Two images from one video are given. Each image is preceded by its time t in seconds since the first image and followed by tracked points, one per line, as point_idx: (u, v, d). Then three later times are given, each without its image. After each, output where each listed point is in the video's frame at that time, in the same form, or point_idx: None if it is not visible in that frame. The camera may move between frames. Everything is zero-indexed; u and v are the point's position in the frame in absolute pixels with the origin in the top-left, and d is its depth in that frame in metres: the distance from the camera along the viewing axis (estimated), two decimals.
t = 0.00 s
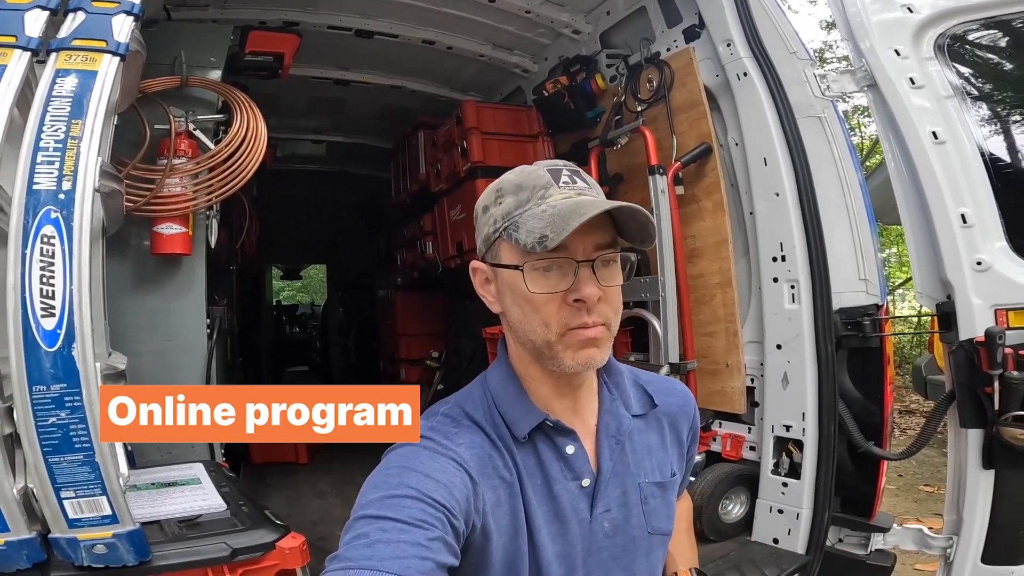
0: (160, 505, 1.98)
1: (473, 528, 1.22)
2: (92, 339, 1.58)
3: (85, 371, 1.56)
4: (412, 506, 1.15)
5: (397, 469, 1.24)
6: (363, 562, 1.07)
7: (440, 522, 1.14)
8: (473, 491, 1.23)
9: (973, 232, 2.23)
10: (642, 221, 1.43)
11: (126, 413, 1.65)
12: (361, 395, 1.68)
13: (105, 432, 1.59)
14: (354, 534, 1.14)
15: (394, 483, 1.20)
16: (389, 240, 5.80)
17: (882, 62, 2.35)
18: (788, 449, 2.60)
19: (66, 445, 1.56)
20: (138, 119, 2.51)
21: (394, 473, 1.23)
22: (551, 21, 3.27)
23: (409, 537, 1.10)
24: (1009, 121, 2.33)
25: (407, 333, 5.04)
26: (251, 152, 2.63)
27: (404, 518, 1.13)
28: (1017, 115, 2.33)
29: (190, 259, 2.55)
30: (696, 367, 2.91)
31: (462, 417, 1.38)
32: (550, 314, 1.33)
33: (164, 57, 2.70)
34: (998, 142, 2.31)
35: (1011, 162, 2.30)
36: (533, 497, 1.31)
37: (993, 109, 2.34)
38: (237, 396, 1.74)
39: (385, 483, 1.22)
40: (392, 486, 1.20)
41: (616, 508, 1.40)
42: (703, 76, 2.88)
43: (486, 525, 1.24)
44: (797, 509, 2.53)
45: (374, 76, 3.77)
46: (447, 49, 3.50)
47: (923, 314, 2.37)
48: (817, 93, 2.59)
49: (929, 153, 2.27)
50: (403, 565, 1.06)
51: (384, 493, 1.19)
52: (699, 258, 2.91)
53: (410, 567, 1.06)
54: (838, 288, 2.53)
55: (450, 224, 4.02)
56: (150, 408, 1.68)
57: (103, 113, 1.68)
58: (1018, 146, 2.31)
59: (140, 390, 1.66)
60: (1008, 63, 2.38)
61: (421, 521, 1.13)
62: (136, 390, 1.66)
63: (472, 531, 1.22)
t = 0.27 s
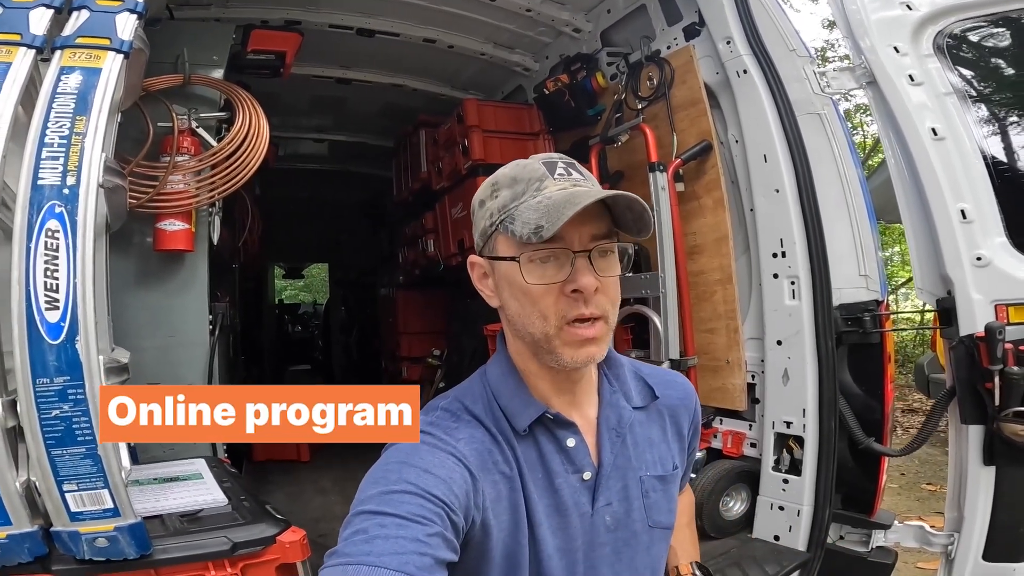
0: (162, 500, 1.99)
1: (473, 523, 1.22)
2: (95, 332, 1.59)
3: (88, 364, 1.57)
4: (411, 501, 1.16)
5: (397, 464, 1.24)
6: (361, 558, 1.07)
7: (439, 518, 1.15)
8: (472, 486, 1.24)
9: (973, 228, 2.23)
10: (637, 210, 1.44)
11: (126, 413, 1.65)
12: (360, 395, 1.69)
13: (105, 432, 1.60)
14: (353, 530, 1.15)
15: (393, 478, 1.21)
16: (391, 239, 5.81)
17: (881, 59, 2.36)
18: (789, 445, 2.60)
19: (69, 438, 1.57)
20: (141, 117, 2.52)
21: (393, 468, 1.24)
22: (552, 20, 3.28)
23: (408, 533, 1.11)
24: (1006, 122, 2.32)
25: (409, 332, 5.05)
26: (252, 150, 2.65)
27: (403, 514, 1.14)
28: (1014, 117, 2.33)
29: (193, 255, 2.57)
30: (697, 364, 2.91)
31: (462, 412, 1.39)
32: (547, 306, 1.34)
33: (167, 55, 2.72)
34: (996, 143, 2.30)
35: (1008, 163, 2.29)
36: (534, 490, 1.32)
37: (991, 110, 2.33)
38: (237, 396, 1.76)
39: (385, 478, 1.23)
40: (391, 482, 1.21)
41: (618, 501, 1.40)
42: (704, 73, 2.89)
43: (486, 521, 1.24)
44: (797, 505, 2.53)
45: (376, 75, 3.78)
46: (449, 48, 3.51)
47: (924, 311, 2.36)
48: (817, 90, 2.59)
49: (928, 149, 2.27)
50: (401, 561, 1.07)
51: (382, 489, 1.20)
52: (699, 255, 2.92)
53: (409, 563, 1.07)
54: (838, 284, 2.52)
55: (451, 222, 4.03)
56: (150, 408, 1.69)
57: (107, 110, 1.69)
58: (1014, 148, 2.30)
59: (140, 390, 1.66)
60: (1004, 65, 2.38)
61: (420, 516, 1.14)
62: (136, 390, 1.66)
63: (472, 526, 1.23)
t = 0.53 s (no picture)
0: (167, 499, 2.01)
1: (478, 521, 1.23)
2: (101, 332, 1.60)
3: (94, 363, 1.58)
4: (416, 499, 1.17)
5: (402, 463, 1.25)
6: (367, 557, 1.08)
7: (445, 516, 1.16)
8: (477, 484, 1.24)
9: (974, 227, 2.23)
10: (640, 209, 1.45)
11: (127, 413, 1.61)
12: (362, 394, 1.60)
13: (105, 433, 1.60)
14: (359, 528, 1.15)
15: (399, 476, 1.22)
16: (393, 238, 5.83)
17: (882, 59, 2.36)
18: (790, 444, 2.61)
19: (75, 436, 1.58)
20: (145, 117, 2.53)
21: (398, 466, 1.24)
22: (554, 19, 3.28)
23: (412, 531, 1.11)
24: (1004, 122, 2.32)
25: (411, 331, 5.06)
26: (256, 150, 2.65)
27: (409, 512, 1.14)
28: (1011, 117, 2.33)
29: (196, 255, 2.58)
30: (698, 363, 2.92)
31: (466, 410, 1.39)
32: (550, 304, 1.35)
33: (170, 56, 2.73)
34: (994, 143, 2.30)
35: (1005, 162, 2.29)
36: (539, 488, 1.33)
37: (990, 110, 2.33)
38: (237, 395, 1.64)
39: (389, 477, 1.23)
40: (396, 480, 1.21)
41: (622, 500, 1.41)
42: (706, 73, 2.89)
43: (491, 519, 1.24)
44: (799, 505, 2.54)
45: (378, 74, 3.79)
46: (451, 48, 3.52)
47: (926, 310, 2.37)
48: (818, 89, 2.61)
49: (929, 147, 2.27)
50: (407, 559, 1.08)
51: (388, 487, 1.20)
52: (701, 255, 2.92)
53: (415, 561, 1.08)
54: (839, 284, 2.53)
55: (453, 222, 4.04)
56: (149, 409, 1.62)
57: (113, 111, 1.71)
58: (1010, 147, 2.30)
59: (140, 389, 1.61)
60: (1001, 66, 2.38)
61: (425, 514, 1.14)
62: (136, 389, 1.62)
63: (477, 524, 1.23)
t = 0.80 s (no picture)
0: (166, 501, 2.02)
1: (477, 525, 1.21)
2: (99, 336, 1.61)
3: (91, 367, 1.58)
4: (416, 504, 1.16)
5: (401, 467, 1.24)
6: (368, 561, 1.09)
7: (445, 521, 1.15)
8: (478, 489, 1.23)
9: (977, 229, 2.21)
10: (638, 209, 1.45)
11: (127, 413, 1.64)
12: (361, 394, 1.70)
13: (105, 431, 1.61)
14: (359, 532, 1.15)
15: (399, 481, 1.20)
16: (395, 238, 5.83)
17: (885, 59, 2.34)
18: (790, 447, 2.60)
19: (73, 440, 1.59)
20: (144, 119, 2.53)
21: (398, 471, 1.23)
22: (554, 19, 3.27)
23: (413, 536, 1.11)
24: (1003, 122, 2.33)
25: (413, 331, 5.06)
26: (255, 151, 2.66)
27: (410, 517, 1.13)
28: (1009, 117, 2.34)
29: (196, 256, 2.59)
30: (699, 364, 2.91)
31: (466, 414, 1.38)
32: (548, 305, 1.34)
33: (170, 57, 2.74)
34: (994, 142, 2.31)
35: (1005, 161, 2.30)
36: (538, 494, 1.32)
37: (989, 110, 2.34)
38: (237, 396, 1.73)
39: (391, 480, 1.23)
40: (396, 484, 1.20)
41: (620, 505, 1.42)
42: (707, 73, 2.88)
43: (490, 524, 1.22)
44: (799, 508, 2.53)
45: (379, 74, 3.79)
46: (452, 47, 3.51)
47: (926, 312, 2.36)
48: (820, 90, 2.58)
49: (932, 148, 2.26)
50: (407, 564, 1.08)
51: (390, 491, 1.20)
52: (702, 256, 2.91)
53: (415, 565, 1.08)
54: (840, 286, 2.51)
55: (454, 222, 4.04)
56: (150, 409, 1.67)
57: (109, 114, 1.71)
58: (1009, 146, 2.32)
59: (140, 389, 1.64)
60: (997, 66, 2.38)
61: (425, 519, 1.14)
62: (136, 389, 1.65)
63: (476, 528, 1.21)
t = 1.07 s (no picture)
0: (162, 499, 2.02)
1: (474, 524, 1.20)
2: (92, 335, 1.61)
3: (85, 366, 1.59)
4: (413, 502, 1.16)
5: (397, 465, 1.23)
6: (364, 559, 1.07)
7: (441, 519, 1.15)
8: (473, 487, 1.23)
9: (977, 227, 2.20)
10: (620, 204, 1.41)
11: (127, 413, 1.64)
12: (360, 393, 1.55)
13: (105, 432, 1.62)
14: (355, 531, 1.15)
15: (395, 479, 1.19)
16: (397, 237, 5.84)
17: (885, 57, 2.33)
18: (790, 446, 2.60)
19: (67, 438, 1.60)
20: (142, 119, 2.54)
21: (394, 468, 1.22)
22: (554, 18, 3.26)
23: (410, 534, 1.11)
24: (1001, 122, 2.30)
25: (414, 330, 5.06)
26: (252, 150, 2.66)
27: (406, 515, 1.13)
28: (1008, 116, 2.31)
29: (194, 255, 2.59)
30: (698, 364, 2.90)
31: (463, 412, 1.37)
32: (527, 303, 1.35)
33: (168, 56, 2.74)
34: (992, 141, 2.28)
35: (1002, 161, 2.27)
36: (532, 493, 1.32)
37: (989, 110, 2.31)
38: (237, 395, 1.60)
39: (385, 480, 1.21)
40: (392, 483, 1.19)
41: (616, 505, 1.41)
42: (706, 71, 2.87)
43: (486, 523, 1.21)
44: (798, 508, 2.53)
45: (378, 73, 3.79)
46: (451, 46, 3.51)
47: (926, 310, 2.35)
48: (820, 87, 2.56)
49: (932, 145, 2.24)
50: (403, 562, 1.07)
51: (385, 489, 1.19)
52: (701, 254, 2.90)
53: (411, 564, 1.07)
54: (840, 285, 2.50)
55: (454, 221, 4.04)
56: (149, 408, 1.62)
57: (104, 114, 1.71)
58: (1007, 146, 2.28)
59: (139, 389, 1.64)
60: (998, 68, 2.36)
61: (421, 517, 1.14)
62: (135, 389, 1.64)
63: (473, 526, 1.21)
